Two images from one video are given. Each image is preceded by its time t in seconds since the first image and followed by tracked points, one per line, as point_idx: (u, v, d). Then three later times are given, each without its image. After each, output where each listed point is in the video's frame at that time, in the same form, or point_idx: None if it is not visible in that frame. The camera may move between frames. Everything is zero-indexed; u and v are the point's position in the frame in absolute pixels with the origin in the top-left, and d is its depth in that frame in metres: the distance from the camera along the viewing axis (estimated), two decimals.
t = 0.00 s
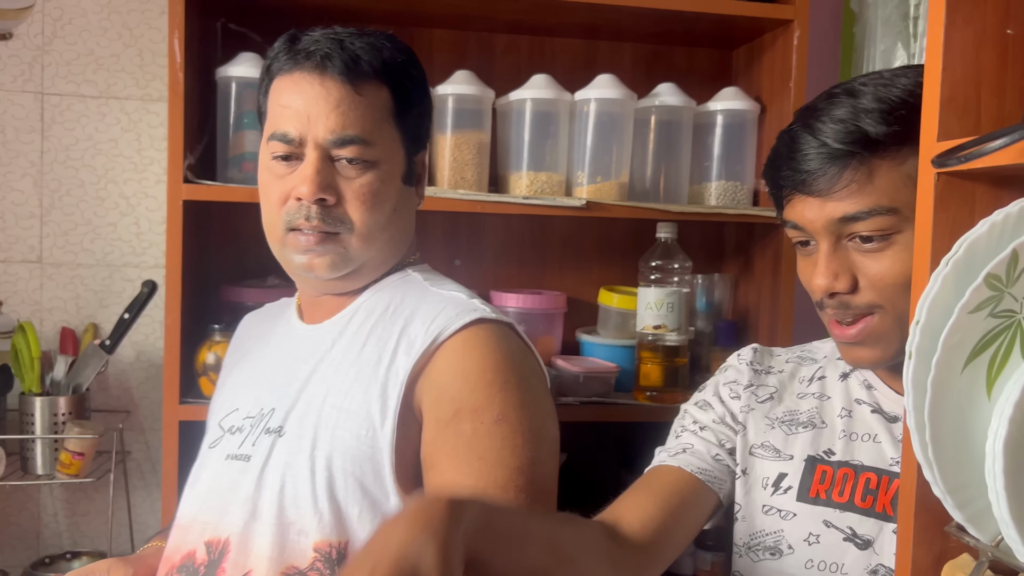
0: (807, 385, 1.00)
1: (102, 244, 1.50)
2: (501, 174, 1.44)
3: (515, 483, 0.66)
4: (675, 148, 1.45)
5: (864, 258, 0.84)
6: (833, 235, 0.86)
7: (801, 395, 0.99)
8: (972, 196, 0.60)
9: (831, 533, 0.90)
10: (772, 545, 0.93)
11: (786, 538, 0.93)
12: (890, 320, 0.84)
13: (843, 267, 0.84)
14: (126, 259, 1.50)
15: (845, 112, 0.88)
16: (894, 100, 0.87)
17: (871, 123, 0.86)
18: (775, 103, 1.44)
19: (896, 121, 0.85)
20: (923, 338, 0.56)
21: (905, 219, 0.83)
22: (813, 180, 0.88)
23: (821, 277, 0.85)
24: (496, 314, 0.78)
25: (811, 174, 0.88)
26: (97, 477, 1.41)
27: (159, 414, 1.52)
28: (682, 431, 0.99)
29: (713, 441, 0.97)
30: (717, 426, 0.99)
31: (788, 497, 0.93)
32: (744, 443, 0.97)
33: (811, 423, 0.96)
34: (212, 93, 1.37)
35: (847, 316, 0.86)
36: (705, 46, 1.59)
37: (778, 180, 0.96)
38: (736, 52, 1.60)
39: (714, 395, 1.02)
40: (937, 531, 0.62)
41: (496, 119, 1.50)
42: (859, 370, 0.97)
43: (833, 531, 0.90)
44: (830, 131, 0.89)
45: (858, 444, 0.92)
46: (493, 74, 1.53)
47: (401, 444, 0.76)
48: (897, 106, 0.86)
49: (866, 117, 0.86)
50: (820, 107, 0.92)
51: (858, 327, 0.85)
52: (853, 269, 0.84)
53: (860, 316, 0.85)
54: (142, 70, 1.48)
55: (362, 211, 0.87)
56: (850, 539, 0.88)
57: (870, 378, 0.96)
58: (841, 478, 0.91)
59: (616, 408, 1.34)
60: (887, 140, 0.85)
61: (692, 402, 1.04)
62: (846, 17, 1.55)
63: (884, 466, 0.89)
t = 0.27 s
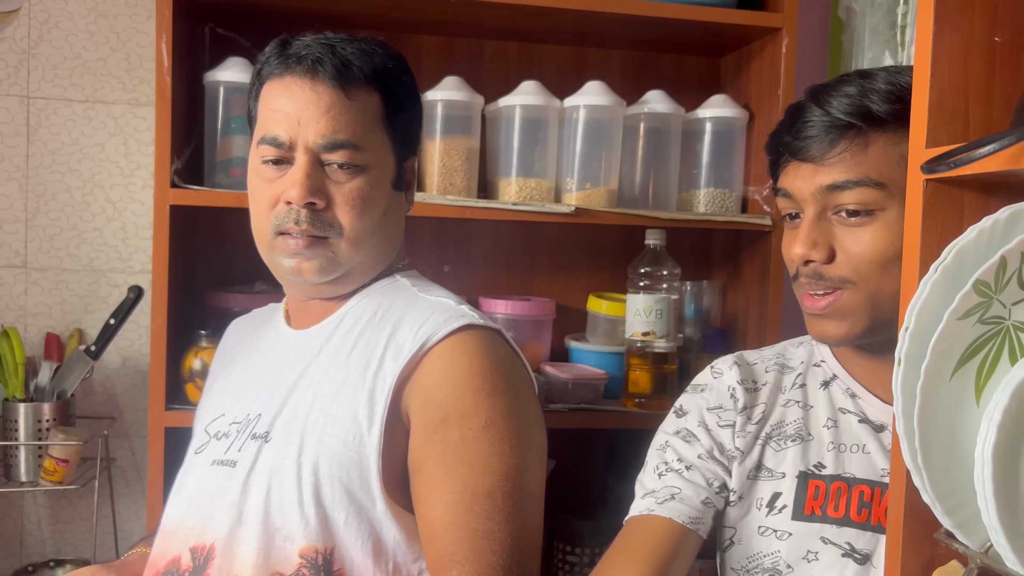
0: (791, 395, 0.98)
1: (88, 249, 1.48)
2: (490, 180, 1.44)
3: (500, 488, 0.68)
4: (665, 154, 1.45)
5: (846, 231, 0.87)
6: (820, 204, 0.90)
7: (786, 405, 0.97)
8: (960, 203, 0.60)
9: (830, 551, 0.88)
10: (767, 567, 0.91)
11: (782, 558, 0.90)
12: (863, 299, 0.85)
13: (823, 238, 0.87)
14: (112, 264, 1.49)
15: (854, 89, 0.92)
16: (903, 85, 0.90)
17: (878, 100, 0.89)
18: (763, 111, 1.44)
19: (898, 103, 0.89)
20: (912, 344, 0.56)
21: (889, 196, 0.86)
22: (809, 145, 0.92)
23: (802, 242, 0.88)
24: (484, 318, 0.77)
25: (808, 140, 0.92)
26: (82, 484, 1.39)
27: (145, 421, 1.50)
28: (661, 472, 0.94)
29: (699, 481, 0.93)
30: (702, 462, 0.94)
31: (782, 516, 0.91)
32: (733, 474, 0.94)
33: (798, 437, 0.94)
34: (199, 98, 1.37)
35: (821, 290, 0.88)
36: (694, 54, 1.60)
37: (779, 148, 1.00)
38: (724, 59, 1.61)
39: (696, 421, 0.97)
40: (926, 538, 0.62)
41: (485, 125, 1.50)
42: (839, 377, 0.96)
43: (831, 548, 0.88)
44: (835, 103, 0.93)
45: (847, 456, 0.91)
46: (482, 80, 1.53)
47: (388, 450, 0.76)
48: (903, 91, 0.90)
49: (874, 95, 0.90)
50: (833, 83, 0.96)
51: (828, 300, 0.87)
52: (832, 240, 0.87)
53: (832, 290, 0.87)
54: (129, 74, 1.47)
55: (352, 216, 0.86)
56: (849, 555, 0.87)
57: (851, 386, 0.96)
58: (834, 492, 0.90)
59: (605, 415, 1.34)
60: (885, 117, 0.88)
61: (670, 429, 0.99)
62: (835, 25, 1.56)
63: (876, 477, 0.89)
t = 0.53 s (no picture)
0: (774, 397, 1.01)
1: (83, 253, 1.48)
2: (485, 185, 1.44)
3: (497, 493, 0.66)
4: (660, 160, 1.46)
5: (797, 236, 0.89)
6: (774, 211, 0.92)
7: (768, 408, 1.00)
8: (954, 210, 0.61)
9: (800, 551, 0.91)
10: (741, 563, 0.95)
11: (755, 554, 0.94)
12: (819, 305, 0.86)
13: (775, 244, 0.90)
14: (107, 268, 1.49)
15: (810, 99, 0.93)
16: (860, 93, 0.90)
17: (830, 110, 0.90)
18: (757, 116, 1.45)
19: (851, 112, 0.89)
20: (908, 349, 0.56)
21: (839, 203, 0.87)
22: (765, 153, 0.94)
23: (756, 249, 0.91)
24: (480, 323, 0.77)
25: (765, 148, 0.94)
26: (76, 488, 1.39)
27: (139, 425, 1.50)
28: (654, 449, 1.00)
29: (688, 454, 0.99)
30: (690, 442, 1.00)
31: (756, 513, 0.95)
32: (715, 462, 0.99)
33: (775, 437, 0.97)
34: (195, 102, 1.37)
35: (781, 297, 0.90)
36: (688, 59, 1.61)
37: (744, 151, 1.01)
38: (719, 65, 1.62)
39: (687, 404, 1.03)
40: (921, 542, 0.63)
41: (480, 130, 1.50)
42: (819, 379, 0.99)
43: (800, 548, 0.91)
44: (793, 110, 0.94)
45: (822, 458, 0.94)
46: (478, 85, 1.53)
47: (385, 455, 0.75)
48: (858, 99, 0.90)
49: (827, 104, 0.91)
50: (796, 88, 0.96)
51: (787, 308, 0.89)
52: (785, 247, 0.89)
53: (792, 296, 0.89)
54: (125, 78, 1.47)
55: (348, 220, 0.86)
56: (818, 555, 0.90)
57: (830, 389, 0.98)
58: (807, 494, 0.93)
59: (600, 420, 1.34)
60: (836, 126, 0.89)
61: (666, 411, 1.05)
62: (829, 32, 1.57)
63: (849, 480, 0.91)
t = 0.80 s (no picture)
0: (774, 405, 1.03)
1: (78, 254, 1.48)
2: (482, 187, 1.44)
3: (491, 492, 0.68)
4: (656, 161, 1.46)
5: (799, 235, 0.91)
6: (782, 208, 0.94)
7: (766, 416, 1.03)
8: (951, 211, 0.61)
9: (789, 554, 0.93)
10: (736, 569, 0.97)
11: (748, 559, 0.96)
12: (816, 303, 0.89)
13: (778, 242, 0.92)
14: (102, 270, 1.49)
15: (827, 100, 0.94)
16: (877, 99, 0.91)
17: (845, 114, 0.91)
18: (753, 118, 1.45)
19: (864, 117, 0.90)
20: (905, 351, 0.56)
21: (842, 203, 0.88)
22: (779, 149, 0.95)
23: (758, 244, 0.93)
24: (476, 323, 0.78)
25: (780, 144, 0.95)
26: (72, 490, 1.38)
27: (135, 427, 1.50)
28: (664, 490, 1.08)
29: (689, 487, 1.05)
30: (692, 471, 1.06)
31: (749, 519, 0.97)
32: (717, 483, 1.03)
33: (770, 444, 1.00)
34: (192, 103, 1.36)
35: (782, 292, 0.92)
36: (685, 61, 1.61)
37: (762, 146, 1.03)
38: (715, 67, 1.62)
39: (688, 433, 1.08)
40: (917, 543, 0.63)
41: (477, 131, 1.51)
42: (821, 387, 1.00)
43: (789, 551, 0.93)
44: (811, 109, 0.95)
45: (815, 462, 0.95)
46: (474, 87, 1.53)
47: (379, 455, 0.76)
48: (874, 105, 0.91)
49: (844, 107, 0.92)
50: (818, 87, 0.97)
51: (785, 301, 0.92)
52: (788, 244, 0.91)
53: (791, 292, 0.91)
54: (121, 79, 1.47)
55: (343, 220, 0.86)
56: (806, 558, 0.91)
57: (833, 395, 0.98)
58: (798, 498, 0.94)
59: (596, 421, 1.34)
60: (847, 130, 0.90)
61: (676, 441, 1.10)
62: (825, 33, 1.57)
63: (841, 484, 0.92)
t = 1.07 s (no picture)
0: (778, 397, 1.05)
1: (78, 252, 1.48)
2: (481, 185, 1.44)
3: (490, 491, 0.67)
4: (655, 159, 1.46)
5: (811, 219, 0.94)
6: (799, 190, 0.98)
7: (768, 408, 1.05)
8: (951, 208, 0.61)
9: (785, 548, 0.95)
10: (737, 560, 1.01)
11: (748, 552, 0.99)
12: (813, 290, 0.93)
13: (790, 225, 0.96)
14: (102, 268, 1.49)
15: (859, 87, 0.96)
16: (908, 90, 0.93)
17: (873, 103, 0.93)
18: (753, 116, 1.45)
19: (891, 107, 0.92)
20: (905, 348, 0.56)
21: (853, 191, 0.91)
22: (807, 132, 0.98)
23: (773, 225, 0.98)
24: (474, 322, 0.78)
25: (808, 127, 0.98)
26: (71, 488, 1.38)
27: (135, 425, 1.50)
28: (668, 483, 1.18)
29: (684, 481, 1.14)
30: (689, 464, 1.13)
31: (747, 511, 1.00)
32: (714, 476, 1.09)
33: (771, 437, 1.03)
34: (191, 101, 1.36)
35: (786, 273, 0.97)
36: (684, 60, 1.61)
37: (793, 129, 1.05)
38: (715, 66, 1.62)
39: (690, 424, 1.13)
40: (918, 541, 0.63)
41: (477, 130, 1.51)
42: (827, 383, 1.01)
43: (786, 546, 0.95)
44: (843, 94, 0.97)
45: (816, 459, 0.97)
46: (474, 85, 1.53)
47: (378, 455, 0.76)
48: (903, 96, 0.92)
49: (872, 97, 0.93)
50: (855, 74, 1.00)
51: (788, 282, 0.97)
52: (798, 228, 0.95)
53: (795, 275, 0.96)
54: (120, 77, 1.47)
55: (339, 217, 0.86)
56: (803, 554, 0.93)
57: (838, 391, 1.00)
58: (795, 493, 0.97)
59: (597, 420, 1.34)
60: (871, 119, 0.92)
61: (682, 434, 1.17)
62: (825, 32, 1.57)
63: (839, 483, 0.93)
